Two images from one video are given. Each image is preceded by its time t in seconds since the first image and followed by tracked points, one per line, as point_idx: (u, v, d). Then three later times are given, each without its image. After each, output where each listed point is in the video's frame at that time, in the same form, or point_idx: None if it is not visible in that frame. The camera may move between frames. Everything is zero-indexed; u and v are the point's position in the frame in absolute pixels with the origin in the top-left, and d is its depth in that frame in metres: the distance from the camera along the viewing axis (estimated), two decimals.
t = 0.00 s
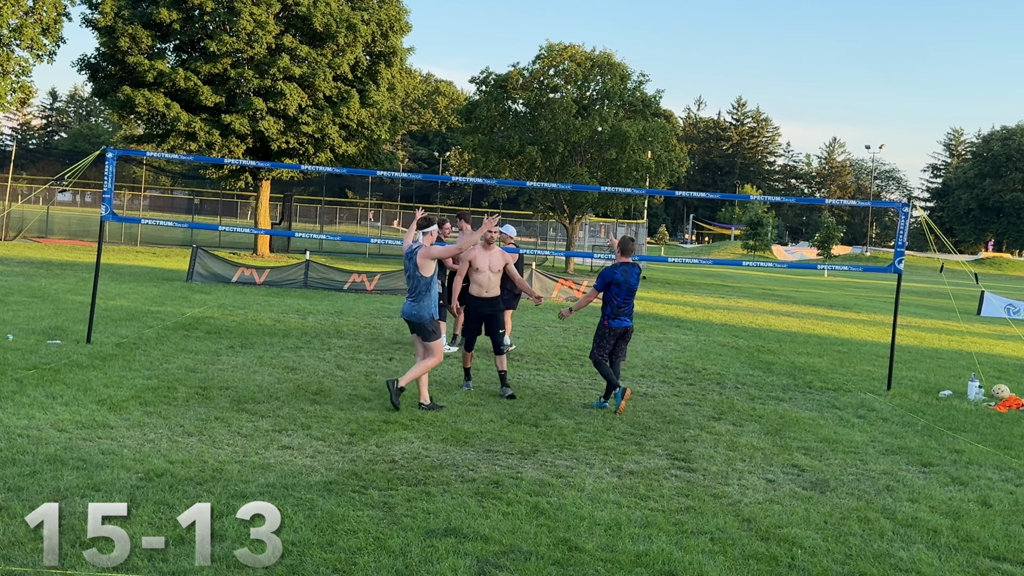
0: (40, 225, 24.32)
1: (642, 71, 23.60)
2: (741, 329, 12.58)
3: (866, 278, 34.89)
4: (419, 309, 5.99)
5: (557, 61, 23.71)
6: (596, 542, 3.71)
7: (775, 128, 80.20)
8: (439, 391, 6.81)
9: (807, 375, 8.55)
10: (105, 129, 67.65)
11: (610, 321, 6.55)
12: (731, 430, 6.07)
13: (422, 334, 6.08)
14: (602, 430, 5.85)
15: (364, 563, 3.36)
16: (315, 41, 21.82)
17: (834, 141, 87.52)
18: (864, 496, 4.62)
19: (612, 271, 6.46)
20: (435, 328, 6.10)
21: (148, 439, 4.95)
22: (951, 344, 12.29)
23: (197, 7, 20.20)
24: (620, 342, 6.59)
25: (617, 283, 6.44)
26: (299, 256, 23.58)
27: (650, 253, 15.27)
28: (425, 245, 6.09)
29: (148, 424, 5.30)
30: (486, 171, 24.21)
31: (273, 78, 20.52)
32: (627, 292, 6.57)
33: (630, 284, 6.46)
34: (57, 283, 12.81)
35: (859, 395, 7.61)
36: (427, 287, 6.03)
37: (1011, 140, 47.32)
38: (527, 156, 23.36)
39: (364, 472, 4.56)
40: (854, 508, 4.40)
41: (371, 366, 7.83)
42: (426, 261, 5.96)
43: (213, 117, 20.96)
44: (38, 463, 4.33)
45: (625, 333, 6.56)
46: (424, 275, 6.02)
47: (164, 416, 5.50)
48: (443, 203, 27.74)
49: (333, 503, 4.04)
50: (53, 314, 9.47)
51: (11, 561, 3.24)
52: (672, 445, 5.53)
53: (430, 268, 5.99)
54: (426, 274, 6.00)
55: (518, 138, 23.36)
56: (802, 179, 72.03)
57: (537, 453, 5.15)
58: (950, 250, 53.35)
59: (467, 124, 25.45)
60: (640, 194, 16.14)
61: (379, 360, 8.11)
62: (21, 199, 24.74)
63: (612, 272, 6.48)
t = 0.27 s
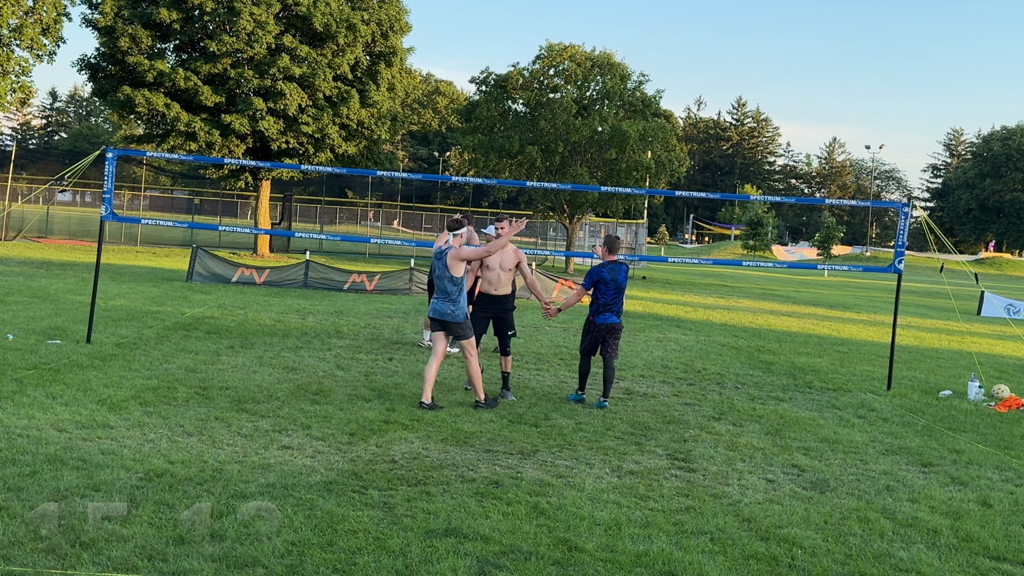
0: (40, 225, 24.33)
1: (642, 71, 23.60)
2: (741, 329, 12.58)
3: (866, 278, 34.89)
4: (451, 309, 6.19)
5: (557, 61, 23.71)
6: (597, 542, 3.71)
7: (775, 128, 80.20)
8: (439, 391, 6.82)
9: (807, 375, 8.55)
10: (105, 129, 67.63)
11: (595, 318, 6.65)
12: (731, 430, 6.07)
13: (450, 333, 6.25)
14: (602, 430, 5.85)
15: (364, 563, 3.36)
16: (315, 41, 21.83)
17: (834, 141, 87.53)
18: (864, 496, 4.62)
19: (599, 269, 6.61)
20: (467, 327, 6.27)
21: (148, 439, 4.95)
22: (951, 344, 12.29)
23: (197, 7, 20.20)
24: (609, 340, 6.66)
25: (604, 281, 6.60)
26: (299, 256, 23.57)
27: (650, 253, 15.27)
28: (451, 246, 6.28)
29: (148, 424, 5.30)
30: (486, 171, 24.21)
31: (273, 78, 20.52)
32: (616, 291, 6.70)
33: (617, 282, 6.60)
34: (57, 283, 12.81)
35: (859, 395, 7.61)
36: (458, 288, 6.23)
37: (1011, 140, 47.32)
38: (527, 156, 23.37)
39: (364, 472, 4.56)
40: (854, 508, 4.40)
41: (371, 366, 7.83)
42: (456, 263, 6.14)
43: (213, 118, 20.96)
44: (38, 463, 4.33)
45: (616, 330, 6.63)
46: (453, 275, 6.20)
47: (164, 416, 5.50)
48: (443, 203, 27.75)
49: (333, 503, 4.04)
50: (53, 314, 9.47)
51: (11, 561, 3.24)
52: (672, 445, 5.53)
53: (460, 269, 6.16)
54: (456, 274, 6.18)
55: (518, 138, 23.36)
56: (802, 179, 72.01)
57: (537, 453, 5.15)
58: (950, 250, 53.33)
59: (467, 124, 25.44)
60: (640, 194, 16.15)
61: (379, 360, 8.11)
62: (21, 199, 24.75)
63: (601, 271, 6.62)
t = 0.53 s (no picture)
0: (40, 225, 24.33)
1: (643, 71, 23.60)
2: (742, 329, 12.58)
3: (866, 278, 34.89)
4: (480, 309, 6.26)
5: (557, 61, 23.70)
6: (597, 542, 3.71)
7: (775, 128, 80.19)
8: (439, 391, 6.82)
9: (807, 375, 8.54)
10: (105, 129, 67.58)
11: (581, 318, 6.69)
12: (731, 430, 6.07)
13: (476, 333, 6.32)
14: (602, 430, 5.85)
15: (364, 563, 3.36)
16: (315, 41, 21.82)
17: (834, 141, 87.53)
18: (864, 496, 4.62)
19: (586, 270, 6.62)
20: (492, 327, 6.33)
21: (148, 439, 4.95)
22: (951, 345, 12.29)
23: (197, 7, 20.21)
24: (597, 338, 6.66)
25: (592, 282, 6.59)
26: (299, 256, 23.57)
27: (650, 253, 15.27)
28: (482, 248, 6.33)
29: (148, 424, 5.30)
30: (486, 171, 24.21)
31: (273, 78, 20.52)
32: (604, 290, 6.69)
33: (602, 282, 6.59)
34: (57, 283, 12.81)
35: (859, 395, 7.61)
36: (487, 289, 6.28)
37: (1011, 140, 47.33)
38: (527, 156, 23.38)
39: (364, 472, 4.56)
40: (854, 508, 4.40)
41: (371, 366, 7.82)
42: (486, 264, 6.24)
43: (213, 118, 20.96)
44: (38, 463, 4.33)
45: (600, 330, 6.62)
46: (483, 277, 6.26)
47: (164, 416, 5.50)
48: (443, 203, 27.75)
49: (333, 503, 4.04)
50: (53, 314, 9.46)
51: (11, 561, 3.24)
52: (672, 445, 5.53)
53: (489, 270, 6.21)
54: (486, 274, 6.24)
55: (518, 138, 23.37)
56: (802, 179, 72.03)
57: (537, 453, 5.15)
58: (950, 250, 53.33)
59: (467, 124, 25.44)
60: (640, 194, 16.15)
61: (379, 360, 8.10)
62: (21, 199, 24.74)
63: (587, 272, 6.63)
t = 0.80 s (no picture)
0: (40, 224, 24.32)
1: (643, 71, 23.60)
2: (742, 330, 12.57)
3: (866, 278, 34.88)
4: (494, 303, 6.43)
5: (557, 61, 23.70)
6: (596, 542, 3.71)
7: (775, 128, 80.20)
8: (438, 391, 6.82)
9: (807, 376, 8.54)
10: (105, 129, 67.51)
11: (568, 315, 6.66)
12: (732, 430, 6.07)
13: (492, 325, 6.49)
14: (602, 430, 5.85)
15: (364, 563, 3.36)
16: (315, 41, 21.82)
17: (834, 141, 87.54)
18: (864, 496, 4.61)
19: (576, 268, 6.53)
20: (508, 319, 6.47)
21: (148, 440, 4.95)
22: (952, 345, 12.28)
23: (197, 7, 20.20)
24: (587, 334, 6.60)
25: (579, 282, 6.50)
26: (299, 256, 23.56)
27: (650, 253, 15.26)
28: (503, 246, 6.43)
29: (148, 424, 5.30)
30: (486, 171, 24.20)
31: (273, 78, 20.53)
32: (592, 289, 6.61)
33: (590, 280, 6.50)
34: (57, 283, 12.80)
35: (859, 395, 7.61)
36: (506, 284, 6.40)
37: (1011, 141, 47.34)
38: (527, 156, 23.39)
39: (364, 472, 4.56)
40: (854, 508, 4.39)
41: (371, 366, 7.82)
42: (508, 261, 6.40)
43: (213, 117, 20.96)
44: (38, 463, 4.32)
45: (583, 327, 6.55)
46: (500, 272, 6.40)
47: (164, 416, 5.50)
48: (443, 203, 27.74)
49: (333, 502, 4.04)
50: (53, 314, 9.45)
51: (11, 561, 3.24)
52: (672, 445, 5.53)
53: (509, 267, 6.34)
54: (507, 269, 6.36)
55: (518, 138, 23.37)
56: (802, 179, 72.03)
57: (537, 453, 5.15)
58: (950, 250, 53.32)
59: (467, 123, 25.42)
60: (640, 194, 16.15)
61: (379, 361, 8.10)
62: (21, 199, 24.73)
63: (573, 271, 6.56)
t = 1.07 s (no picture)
0: (40, 224, 24.33)
1: (643, 71, 23.58)
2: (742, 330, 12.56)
3: (867, 278, 34.88)
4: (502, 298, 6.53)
5: (557, 61, 23.69)
6: (596, 542, 3.71)
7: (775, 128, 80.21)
8: (438, 391, 6.82)
9: (807, 376, 8.54)
10: (105, 129, 67.46)
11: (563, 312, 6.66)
12: (732, 430, 6.07)
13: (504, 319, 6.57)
14: (602, 430, 5.85)
15: (364, 563, 3.36)
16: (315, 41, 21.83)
17: (834, 141, 87.56)
18: (864, 496, 4.62)
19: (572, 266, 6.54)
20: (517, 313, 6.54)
21: (148, 440, 4.95)
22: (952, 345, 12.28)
23: (197, 7, 20.21)
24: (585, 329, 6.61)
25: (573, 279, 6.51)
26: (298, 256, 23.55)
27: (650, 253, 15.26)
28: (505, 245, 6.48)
29: (148, 424, 5.30)
30: (486, 171, 24.21)
31: (273, 78, 20.54)
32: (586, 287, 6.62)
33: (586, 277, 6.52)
34: (57, 283, 12.80)
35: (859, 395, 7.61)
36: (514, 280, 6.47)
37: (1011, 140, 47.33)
38: (527, 156, 23.40)
39: (364, 472, 4.56)
40: (854, 508, 4.40)
41: (372, 366, 7.82)
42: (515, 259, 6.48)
43: (213, 117, 20.96)
44: (38, 463, 4.33)
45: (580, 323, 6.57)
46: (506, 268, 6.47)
47: (163, 416, 5.50)
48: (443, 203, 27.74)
49: (333, 502, 4.04)
50: (53, 315, 9.46)
51: (11, 561, 3.24)
52: (672, 445, 5.53)
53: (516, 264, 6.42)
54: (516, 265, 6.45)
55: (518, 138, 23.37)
56: (802, 179, 72.02)
57: (537, 453, 5.15)
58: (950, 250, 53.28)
59: (467, 123, 25.42)
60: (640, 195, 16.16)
61: (378, 360, 8.11)
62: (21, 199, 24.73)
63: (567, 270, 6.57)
